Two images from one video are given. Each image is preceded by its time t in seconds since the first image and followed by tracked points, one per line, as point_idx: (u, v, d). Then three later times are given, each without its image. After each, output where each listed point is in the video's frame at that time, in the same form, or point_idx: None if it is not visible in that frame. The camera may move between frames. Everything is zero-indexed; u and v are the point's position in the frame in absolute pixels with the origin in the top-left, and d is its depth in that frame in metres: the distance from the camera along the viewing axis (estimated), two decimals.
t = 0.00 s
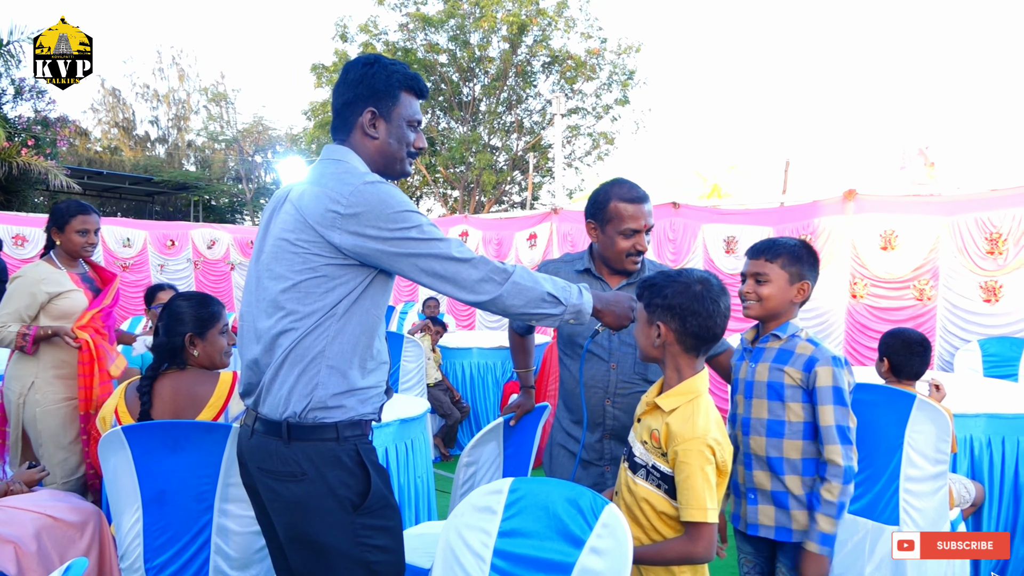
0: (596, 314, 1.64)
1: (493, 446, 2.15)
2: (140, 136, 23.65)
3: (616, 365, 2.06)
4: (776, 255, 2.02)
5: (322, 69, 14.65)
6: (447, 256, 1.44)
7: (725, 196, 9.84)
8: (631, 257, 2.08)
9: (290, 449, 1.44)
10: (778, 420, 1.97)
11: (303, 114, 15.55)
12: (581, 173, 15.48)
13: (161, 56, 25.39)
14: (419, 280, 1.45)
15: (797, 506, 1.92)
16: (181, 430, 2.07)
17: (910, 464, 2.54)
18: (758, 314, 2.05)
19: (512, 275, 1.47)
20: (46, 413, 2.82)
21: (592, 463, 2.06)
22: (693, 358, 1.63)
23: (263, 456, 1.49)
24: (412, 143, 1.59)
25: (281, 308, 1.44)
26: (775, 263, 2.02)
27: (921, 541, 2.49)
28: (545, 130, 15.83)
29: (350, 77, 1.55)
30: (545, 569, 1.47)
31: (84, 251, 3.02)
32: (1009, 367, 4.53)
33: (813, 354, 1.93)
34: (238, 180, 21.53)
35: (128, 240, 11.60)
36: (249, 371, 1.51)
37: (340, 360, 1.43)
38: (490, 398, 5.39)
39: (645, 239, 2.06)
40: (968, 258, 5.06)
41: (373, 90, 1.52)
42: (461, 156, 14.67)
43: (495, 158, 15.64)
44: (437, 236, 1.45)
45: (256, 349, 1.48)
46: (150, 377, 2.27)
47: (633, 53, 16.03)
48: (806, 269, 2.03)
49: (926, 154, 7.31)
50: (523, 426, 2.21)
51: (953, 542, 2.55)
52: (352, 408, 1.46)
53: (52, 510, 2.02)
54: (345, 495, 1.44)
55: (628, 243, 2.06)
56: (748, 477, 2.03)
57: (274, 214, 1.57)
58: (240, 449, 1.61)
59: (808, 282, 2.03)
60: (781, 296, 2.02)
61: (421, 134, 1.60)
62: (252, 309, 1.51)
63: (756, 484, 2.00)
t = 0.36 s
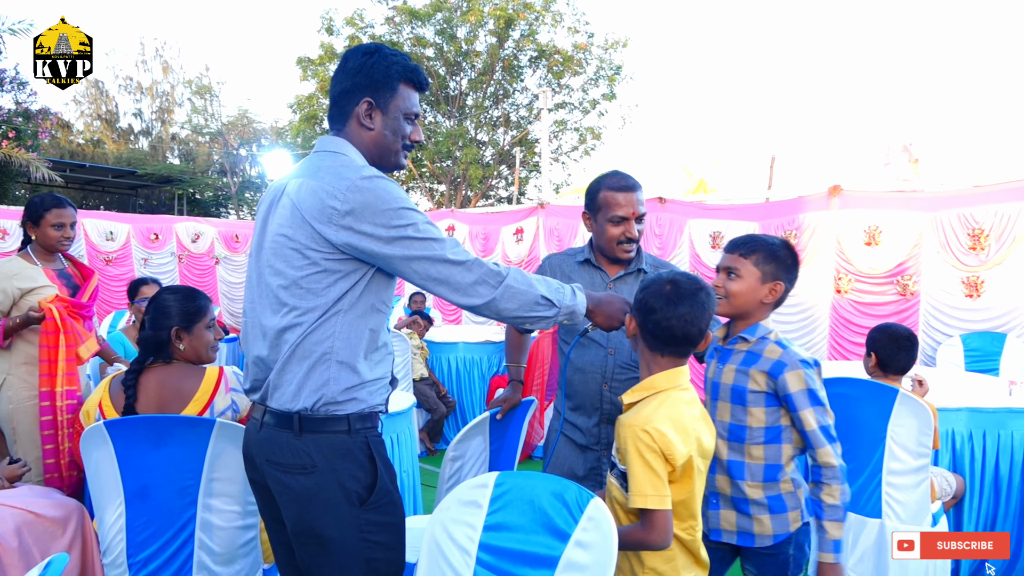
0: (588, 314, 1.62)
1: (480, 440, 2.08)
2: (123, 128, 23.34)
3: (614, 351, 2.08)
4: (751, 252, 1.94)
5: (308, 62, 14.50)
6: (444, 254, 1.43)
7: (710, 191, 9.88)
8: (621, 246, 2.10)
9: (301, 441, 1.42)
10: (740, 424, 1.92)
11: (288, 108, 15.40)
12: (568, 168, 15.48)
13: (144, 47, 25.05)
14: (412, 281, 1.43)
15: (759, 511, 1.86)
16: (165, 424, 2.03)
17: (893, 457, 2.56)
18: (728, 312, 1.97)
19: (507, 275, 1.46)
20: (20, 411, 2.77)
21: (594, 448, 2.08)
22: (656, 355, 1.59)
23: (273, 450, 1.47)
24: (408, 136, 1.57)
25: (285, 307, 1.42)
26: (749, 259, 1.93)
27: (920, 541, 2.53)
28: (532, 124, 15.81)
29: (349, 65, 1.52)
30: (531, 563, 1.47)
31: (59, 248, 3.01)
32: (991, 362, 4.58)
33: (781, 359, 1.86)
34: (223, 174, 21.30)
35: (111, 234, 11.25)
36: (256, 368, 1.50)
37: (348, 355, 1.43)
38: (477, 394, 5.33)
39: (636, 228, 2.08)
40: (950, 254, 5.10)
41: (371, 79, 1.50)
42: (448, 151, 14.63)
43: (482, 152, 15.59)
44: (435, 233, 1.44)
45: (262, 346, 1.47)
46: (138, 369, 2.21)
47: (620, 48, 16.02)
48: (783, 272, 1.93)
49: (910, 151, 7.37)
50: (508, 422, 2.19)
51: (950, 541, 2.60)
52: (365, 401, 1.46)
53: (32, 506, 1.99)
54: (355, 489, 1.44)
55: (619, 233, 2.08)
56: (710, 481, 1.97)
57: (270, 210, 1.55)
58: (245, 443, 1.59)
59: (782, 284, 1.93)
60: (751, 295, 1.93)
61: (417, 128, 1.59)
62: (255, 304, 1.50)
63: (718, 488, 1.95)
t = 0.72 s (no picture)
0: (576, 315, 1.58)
1: (470, 431, 2.06)
2: (111, 118, 23.09)
3: (598, 339, 2.07)
4: (696, 241, 1.86)
5: (297, 51, 14.35)
6: (445, 260, 1.40)
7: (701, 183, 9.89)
8: (606, 233, 2.09)
9: (320, 437, 1.44)
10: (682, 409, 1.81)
11: (278, 97, 15.26)
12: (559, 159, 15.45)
13: (132, 35, 24.75)
14: (406, 292, 1.39)
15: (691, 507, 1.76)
16: (153, 415, 2.01)
17: (882, 448, 2.58)
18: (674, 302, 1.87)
19: (500, 289, 1.44)
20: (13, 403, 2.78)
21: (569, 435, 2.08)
22: (655, 349, 1.55)
23: (293, 445, 1.47)
24: (413, 125, 1.56)
25: (297, 306, 1.42)
26: (694, 249, 1.85)
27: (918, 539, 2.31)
28: (523, 115, 15.76)
29: (361, 45, 1.49)
30: (522, 554, 1.46)
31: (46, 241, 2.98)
32: (978, 354, 4.61)
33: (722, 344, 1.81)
34: (212, 164, 21.10)
35: (99, 223, 11.41)
36: (272, 367, 1.51)
37: (366, 354, 1.44)
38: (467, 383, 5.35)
39: (620, 215, 2.07)
40: (939, 246, 5.11)
41: (385, 63, 1.47)
42: (438, 142, 14.57)
43: (473, 143, 15.53)
44: (436, 236, 1.41)
45: (277, 345, 1.48)
46: (126, 359, 2.19)
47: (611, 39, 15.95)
48: (726, 259, 1.88)
49: (900, 143, 7.39)
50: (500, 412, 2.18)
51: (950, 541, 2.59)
52: (386, 397, 1.48)
53: (21, 499, 1.96)
54: (367, 488, 1.46)
55: (602, 219, 2.08)
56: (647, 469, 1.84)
57: (271, 203, 1.53)
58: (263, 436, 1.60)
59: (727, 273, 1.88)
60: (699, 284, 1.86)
61: (422, 118, 1.58)
62: (264, 301, 1.50)
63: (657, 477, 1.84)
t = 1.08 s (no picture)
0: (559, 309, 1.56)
1: (465, 420, 2.05)
2: (101, 106, 22.83)
3: (586, 326, 2.07)
4: (669, 226, 1.84)
5: (289, 39, 14.20)
6: (429, 257, 1.37)
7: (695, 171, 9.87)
8: (590, 220, 2.08)
9: (316, 429, 1.42)
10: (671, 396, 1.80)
11: (270, 85, 15.10)
12: (552, 148, 15.39)
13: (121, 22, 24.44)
14: (389, 290, 1.36)
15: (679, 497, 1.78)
16: (144, 404, 1.99)
17: (877, 435, 2.58)
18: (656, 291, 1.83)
19: (484, 288, 1.41)
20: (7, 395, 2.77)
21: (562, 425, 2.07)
22: (665, 341, 1.52)
23: (288, 437, 1.46)
24: (408, 112, 1.53)
25: (286, 299, 1.41)
26: (669, 234, 1.83)
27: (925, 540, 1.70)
28: (516, 104, 15.68)
29: (356, 28, 1.44)
30: (516, 543, 1.45)
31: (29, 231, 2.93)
32: (971, 342, 4.63)
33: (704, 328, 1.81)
34: (203, 153, 20.91)
35: (90, 213, 11.37)
36: (266, 359, 1.49)
37: (360, 346, 1.42)
38: (461, 372, 5.40)
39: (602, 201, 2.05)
40: (933, 234, 5.12)
41: (379, 51, 1.44)
42: (431, 130, 14.49)
43: (466, 132, 15.45)
44: (420, 231, 1.38)
45: (269, 337, 1.46)
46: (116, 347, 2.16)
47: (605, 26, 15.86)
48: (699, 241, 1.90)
49: (893, 132, 7.38)
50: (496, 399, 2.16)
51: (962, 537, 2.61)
52: (382, 389, 1.47)
53: (9, 488, 1.96)
54: (361, 481, 1.45)
55: (584, 205, 2.07)
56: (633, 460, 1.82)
57: (261, 191, 1.50)
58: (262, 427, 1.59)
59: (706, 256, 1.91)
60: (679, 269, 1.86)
61: (418, 105, 1.55)
62: (257, 292, 1.49)
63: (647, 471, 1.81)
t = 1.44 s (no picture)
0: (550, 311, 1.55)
1: (461, 422, 2.04)
2: (97, 105, 22.74)
3: (578, 330, 2.06)
4: (658, 232, 1.83)
5: (285, 39, 14.18)
6: (415, 254, 1.35)
7: (691, 173, 9.87)
8: (580, 224, 2.08)
9: (296, 428, 1.42)
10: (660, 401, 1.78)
11: (266, 85, 15.07)
12: (549, 149, 15.38)
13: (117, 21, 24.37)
14: (374, 286, 1.35)
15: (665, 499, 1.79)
16: (137, 406, 1.98)
17: (872, 438, 2.58)
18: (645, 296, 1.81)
19: (472, 287, 1.40)
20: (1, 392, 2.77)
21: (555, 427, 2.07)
22: (673, 342, 1.50)
23: (268, 437, 1.46)
24: (402, 112, 1.52)
25: (272, 295, 1.40)
26: (657, 239, 1.82)
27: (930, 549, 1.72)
28: (513, 105, 15.67)
29: (351, 27, 1.45)
30: (512, 546, 1.45)
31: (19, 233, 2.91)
32: (966, 344, 4.64)
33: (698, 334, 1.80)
34: (199, 153, 20.84)
35: (85, 212, 11.36)
36: (250, 356, 1.49)
37: (343, 344, 1.40)
38: (456, 373, 5.38)
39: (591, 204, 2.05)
40: (928, 236, 5.13)
41: (373, 47, 1.43)
42: (427, 131, 14.48)
43: (462, 132, 15.43)
44: (408, 228, 1.37)
45: (254, 335, 1.45)
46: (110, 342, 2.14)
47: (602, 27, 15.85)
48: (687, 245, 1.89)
49: (889, 134, 7.39)
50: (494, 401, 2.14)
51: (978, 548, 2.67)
52: (364, 390, 1.44)
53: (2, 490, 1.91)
54: (342, 481, 1.44)
55: (573, 209, 2.07)
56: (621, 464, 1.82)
57: (253, 189, 1.50)
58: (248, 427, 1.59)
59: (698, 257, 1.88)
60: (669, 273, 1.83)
61: (413, 105, 1.54)
62: (244, 289, 1.48)
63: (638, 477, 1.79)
